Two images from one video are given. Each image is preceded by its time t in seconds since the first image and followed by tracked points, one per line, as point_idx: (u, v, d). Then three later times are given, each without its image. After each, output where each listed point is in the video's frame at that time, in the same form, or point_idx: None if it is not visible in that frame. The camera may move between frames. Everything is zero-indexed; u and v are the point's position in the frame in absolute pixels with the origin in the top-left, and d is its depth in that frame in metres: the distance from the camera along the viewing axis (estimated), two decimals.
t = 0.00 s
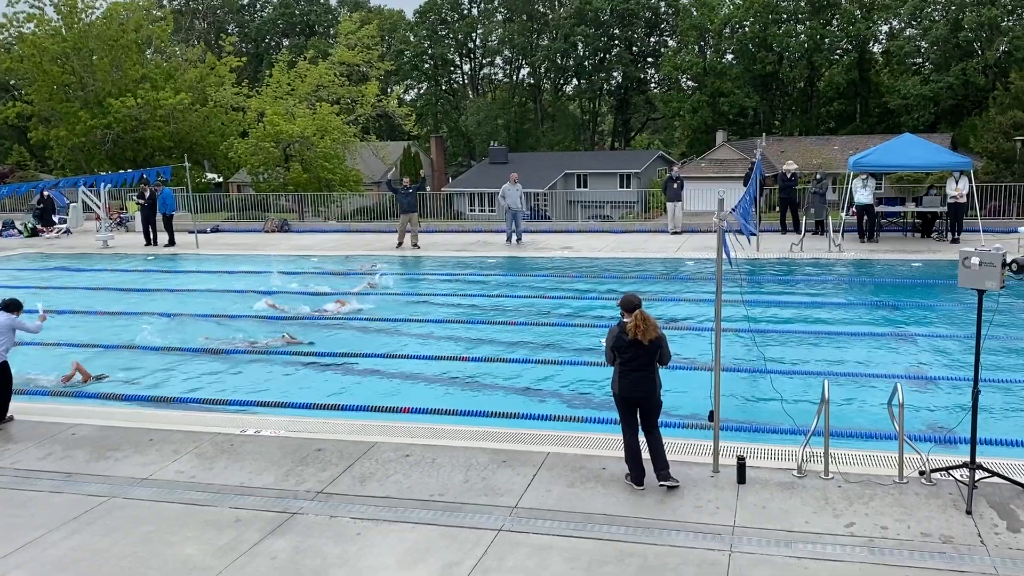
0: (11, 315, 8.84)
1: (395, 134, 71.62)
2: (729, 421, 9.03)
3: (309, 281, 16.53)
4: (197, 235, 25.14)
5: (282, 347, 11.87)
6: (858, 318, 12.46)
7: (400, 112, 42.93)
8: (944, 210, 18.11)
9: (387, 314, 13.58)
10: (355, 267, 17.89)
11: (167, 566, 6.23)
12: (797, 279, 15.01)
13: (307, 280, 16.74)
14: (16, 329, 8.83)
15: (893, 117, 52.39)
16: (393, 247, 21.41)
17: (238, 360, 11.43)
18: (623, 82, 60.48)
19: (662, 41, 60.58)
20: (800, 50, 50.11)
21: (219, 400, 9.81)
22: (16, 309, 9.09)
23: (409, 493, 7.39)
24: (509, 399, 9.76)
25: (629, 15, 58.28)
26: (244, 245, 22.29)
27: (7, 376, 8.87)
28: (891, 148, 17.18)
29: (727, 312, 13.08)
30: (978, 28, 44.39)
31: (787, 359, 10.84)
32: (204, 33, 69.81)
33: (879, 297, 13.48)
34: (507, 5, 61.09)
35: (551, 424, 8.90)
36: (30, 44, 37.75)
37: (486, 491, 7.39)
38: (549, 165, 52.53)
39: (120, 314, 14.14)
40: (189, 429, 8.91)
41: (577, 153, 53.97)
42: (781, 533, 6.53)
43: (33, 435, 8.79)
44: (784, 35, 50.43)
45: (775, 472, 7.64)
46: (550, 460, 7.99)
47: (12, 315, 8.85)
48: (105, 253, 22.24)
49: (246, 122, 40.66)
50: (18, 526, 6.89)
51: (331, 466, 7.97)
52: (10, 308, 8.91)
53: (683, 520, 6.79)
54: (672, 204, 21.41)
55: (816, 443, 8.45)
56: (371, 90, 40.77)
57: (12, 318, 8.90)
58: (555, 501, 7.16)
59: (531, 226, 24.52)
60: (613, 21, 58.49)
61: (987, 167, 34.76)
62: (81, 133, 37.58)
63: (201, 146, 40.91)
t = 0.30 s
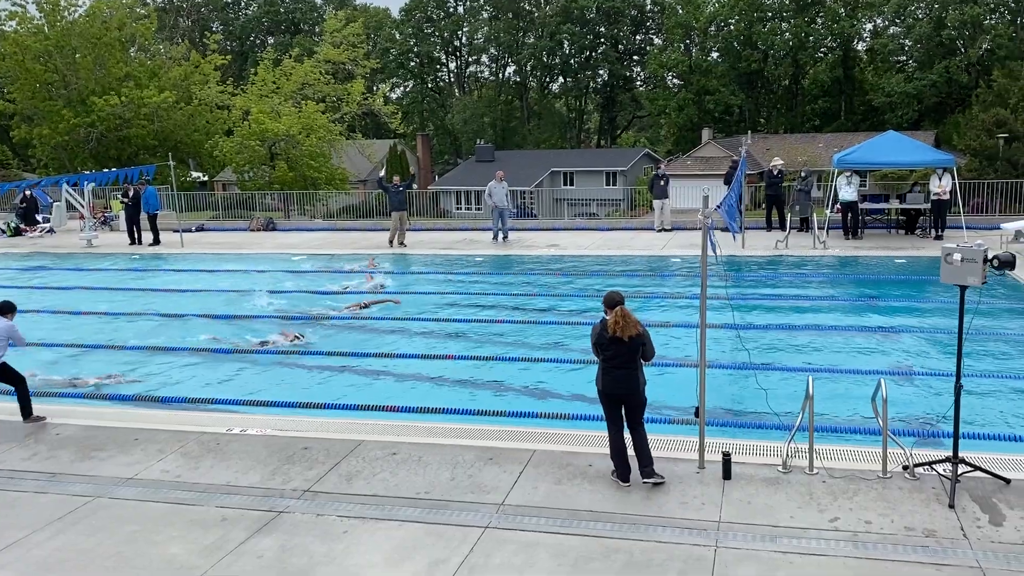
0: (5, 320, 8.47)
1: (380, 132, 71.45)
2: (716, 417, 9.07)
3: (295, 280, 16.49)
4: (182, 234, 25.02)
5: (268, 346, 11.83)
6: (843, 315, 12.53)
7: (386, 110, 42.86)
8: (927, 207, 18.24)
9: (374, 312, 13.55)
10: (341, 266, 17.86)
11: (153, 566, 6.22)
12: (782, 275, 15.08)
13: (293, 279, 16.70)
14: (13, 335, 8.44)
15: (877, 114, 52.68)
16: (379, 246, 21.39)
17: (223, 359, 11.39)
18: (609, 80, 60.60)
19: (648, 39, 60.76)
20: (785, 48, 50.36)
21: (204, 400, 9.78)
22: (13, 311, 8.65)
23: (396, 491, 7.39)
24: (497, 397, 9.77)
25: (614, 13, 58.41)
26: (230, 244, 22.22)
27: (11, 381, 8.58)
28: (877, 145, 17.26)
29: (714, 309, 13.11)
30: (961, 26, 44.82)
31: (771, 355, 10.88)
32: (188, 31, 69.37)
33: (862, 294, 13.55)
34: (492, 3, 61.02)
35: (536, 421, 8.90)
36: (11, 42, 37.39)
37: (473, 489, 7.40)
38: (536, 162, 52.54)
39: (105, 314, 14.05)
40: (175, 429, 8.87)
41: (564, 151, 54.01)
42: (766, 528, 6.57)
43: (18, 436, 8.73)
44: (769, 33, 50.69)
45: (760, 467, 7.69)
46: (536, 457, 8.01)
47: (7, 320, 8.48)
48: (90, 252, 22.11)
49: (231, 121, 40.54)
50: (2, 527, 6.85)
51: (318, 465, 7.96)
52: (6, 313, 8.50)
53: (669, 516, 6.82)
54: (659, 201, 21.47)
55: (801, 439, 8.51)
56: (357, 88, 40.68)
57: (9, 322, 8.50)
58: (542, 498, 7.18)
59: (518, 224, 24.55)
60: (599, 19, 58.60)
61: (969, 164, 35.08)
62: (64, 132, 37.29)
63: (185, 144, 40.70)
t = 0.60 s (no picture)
0: (18, 320, 8.48)
1: (366, 130, 71.32)
2: (700, 413, 9.11)
3: (280, 279, 16.45)
4: (165, 233, 24.89)
5: (253, 345, 11.80)
6: (827, 310, 12.61)
7: (370, 108, 42.76)
8: (910, 204, 18.38)
9: (359, 311, 13.53)
10: (326, 265, 17.81)
11: (138, 565, 6.20)
12: (766, 272, 15.17)
13: (278, 277, 16.65)
14: (24, 336, 8.45)
15: (861, 112, 52.94)
16: (365, 244, 21.36)
17: (208, 358, 11.35)
18: (594, 77, 60.74)
19: (633, 37, 61.00)
20: (769, 46, 50.63)
21: (188, 399, 9.75)
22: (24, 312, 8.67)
23: (382, 489, 7.39)
24: (482, 394, 9.78)
25: (599, 11, 58.60)
26: (214, 243, 22.13)
27: (16, 385, 8.49)
28: (859, 142, 17.38)
29: (698, 306, 13.17)
30: (942, 24, 45.21)
31: (756, 351, 10.93)
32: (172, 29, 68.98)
33: (846, 290, 13.63)
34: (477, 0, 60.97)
35: (522, 418, 8.95)
36: None
37: (458, 486, 7.41)
38: (521, 160, 52.59)
39: (89, 313, 13.97)
40: (159, 428, 8.84)
41: (550, 149, 54.05)
42: (750, 523, 6.61)
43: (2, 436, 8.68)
44: (752, 31, 50.96)
45: (744, 462, 7.74)
46: (522, 454, 8.03)
47: (20, 320, 8.50)
48: (73, 252, 21.95)
49: (215, 119, 40.41)
50: None
51: (303, 463, 7.95)
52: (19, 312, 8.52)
53: (654, 512, 6.85)
54: (645, 199, 21.52)
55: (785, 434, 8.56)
56: (342, 86, 40.62)
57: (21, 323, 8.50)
58: (527, 495, 7.20)
59: (504, 222, 24.58)
60: (584, 17, 58.75)
61: (951, 161, 35.37)
62: (46, 130, 37.05)
63: (169, 143, 40.51)
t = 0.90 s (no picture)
0: (12, 315, 8.25)
1: (349, 127, 71.11)
2: (684, 410, 9.14)
3: (263, 278, 16.37)
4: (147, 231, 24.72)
5: (236, 345, 11.74)
6: (809, 307, 12.69)
7: (353, 106, 42.64)
8: (891, 200, 18.52)
9: (343, 309, 13.50)
10: (310, 263, 17.74)
11: (120, 566, 6.16)
12: (749, 269, 15.24)
13: (260, 276, 16.57)
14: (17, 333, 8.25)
15: (843, 110, 53.29)
16: (349, 242, 21.29)
17: (190, 358, 11.29)
18: (578, 75, 60.83)
19: (616, 35, 61.16)
20: (752, 43, 50.84)
21: (170, 399, 9.69)
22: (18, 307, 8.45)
23: (367, 488, 7.37)
24: (467, 391, 9.79)
25: (582, 9, 58.70)
26: (197, 242, 22.01)
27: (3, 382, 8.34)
28: (841, 139, 17.49)
29: (681, 303, 13.21)
30: (922, 22, 45.59)
31: (739, 348, 10.99)
32: (153, 26, 68.46)
33: (828, 287, 13.72)
34: None
35: (505, 416, 8.95)
36: None
37: (443, 484, 7.40)
38: (505, 157, 52.56)
39: (71, 313, 13.87)
40: (142, 428, 8.80)
41: (534, 147, 54.01)
42: (733, 518, 6.65)
43: None
44: (735, 28, 51.17)
45: (727, 458, 7.77)
46: (506, 452, 8.03)
47: (13, 315, 8.25)
48: (54, 251, 21.77)
49: (197, 117, 40.20)
50: None
51: (286, 462, 7.92)
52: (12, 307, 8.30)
53: (638, 507, 6.87)
54: (630, 196, 21.57)
55: (768, 429, 8.60)
56: (325, 84, 40.49)
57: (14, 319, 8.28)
58: (512, 492, 7.20)
59: (488, 220, 24.59)
60: (567, 14, 58.82)
61: (932, 158, 35.67)
62: (25, 129, 36.73)
63: (151, 142, 40.24)
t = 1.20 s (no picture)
0: None
1: (330, 126, 70.84)
2: (665, 407, 9.18)
3: (245, 277, 16.28)
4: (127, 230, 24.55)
5: (216, 344, 11.67)
6: (789, 304, 12.77)
7: (334, 104, 42.44)
8: (870, 198, 18.68)
9: (325, 308, 13.45)
10: (292, 262, 17.67)
11: (99, 567, 6.13)
12: (731, 266, 15.31)
13: (242, 275, 16.49)
14: None
15: (822, 108, 53.63)
16: (332, 240, 21.23)
17: (168, 358, 11.21)
18: (559, 74, 60.92)
19: (597, 33, 61.27)
20: (732, 42, 51.10)
21: (149, 399, 9.62)
22: None
23: (349, 487, 7.36)
24: (448, 390, 9.79)
25: (564, 8, 58.78)
26: (177, 241, 21.88)
27: None
28: (821, 137, 17.61)
29: (663, 301, 13.26)
30: (900, 21, 45.92)
31: (720, 345, 11.04)
32: (132, 24, 67.87)
33: (809, 284, 13.77)
34: None
35: (486, 414, 8.94)
36: None
37: (425, 483, 7.40)
38: (487, 156, 52.52)
39: (49, 313, 13.74)
40: (121, 428, 8.74)
41: (516, 145, 53.98)
42: (714, 514, 6.68)
43: None
44: (716, 27, 51.43)
45: (708, 455, 7.81)
46: (489, 450, 8.04)
47: None
48: (32, 251, 21.56)
49: (176, 117, 39.94)
50: None
51: (267, 462, 7.90)
52: None
53: (620, 504, 6.90)
54: (614, 195, 21.63)
55: (748, 425, 8.66)
56: (305, 82, 40.32)
57: None
58: (494, 491, 7.21)
59: (470, 218, 24.61)
60: (548, 13, 58.89)
61: (911, 155, 35.96)
62: (2, 127, 36.34)
63: (130, 141, 39.94)
